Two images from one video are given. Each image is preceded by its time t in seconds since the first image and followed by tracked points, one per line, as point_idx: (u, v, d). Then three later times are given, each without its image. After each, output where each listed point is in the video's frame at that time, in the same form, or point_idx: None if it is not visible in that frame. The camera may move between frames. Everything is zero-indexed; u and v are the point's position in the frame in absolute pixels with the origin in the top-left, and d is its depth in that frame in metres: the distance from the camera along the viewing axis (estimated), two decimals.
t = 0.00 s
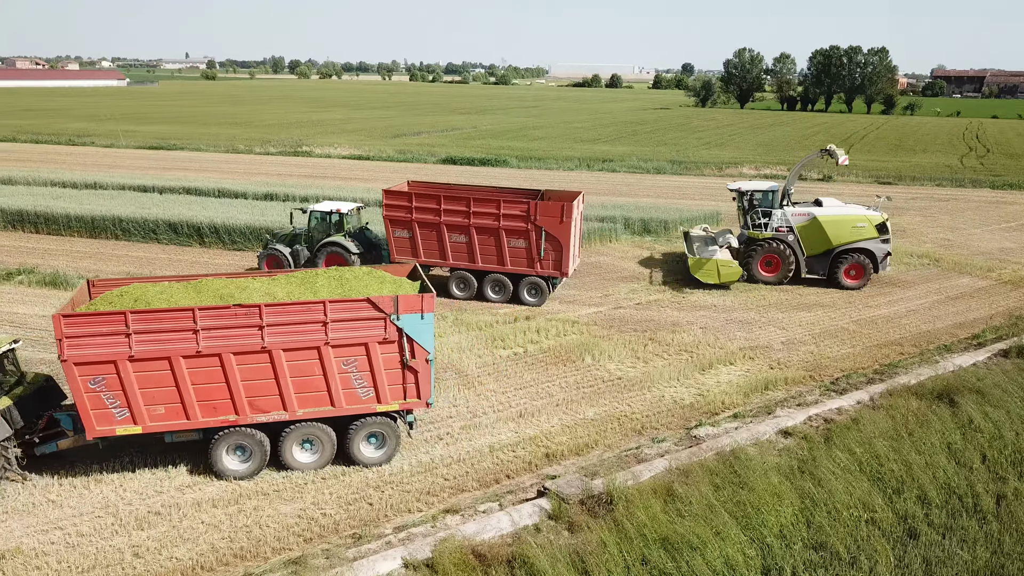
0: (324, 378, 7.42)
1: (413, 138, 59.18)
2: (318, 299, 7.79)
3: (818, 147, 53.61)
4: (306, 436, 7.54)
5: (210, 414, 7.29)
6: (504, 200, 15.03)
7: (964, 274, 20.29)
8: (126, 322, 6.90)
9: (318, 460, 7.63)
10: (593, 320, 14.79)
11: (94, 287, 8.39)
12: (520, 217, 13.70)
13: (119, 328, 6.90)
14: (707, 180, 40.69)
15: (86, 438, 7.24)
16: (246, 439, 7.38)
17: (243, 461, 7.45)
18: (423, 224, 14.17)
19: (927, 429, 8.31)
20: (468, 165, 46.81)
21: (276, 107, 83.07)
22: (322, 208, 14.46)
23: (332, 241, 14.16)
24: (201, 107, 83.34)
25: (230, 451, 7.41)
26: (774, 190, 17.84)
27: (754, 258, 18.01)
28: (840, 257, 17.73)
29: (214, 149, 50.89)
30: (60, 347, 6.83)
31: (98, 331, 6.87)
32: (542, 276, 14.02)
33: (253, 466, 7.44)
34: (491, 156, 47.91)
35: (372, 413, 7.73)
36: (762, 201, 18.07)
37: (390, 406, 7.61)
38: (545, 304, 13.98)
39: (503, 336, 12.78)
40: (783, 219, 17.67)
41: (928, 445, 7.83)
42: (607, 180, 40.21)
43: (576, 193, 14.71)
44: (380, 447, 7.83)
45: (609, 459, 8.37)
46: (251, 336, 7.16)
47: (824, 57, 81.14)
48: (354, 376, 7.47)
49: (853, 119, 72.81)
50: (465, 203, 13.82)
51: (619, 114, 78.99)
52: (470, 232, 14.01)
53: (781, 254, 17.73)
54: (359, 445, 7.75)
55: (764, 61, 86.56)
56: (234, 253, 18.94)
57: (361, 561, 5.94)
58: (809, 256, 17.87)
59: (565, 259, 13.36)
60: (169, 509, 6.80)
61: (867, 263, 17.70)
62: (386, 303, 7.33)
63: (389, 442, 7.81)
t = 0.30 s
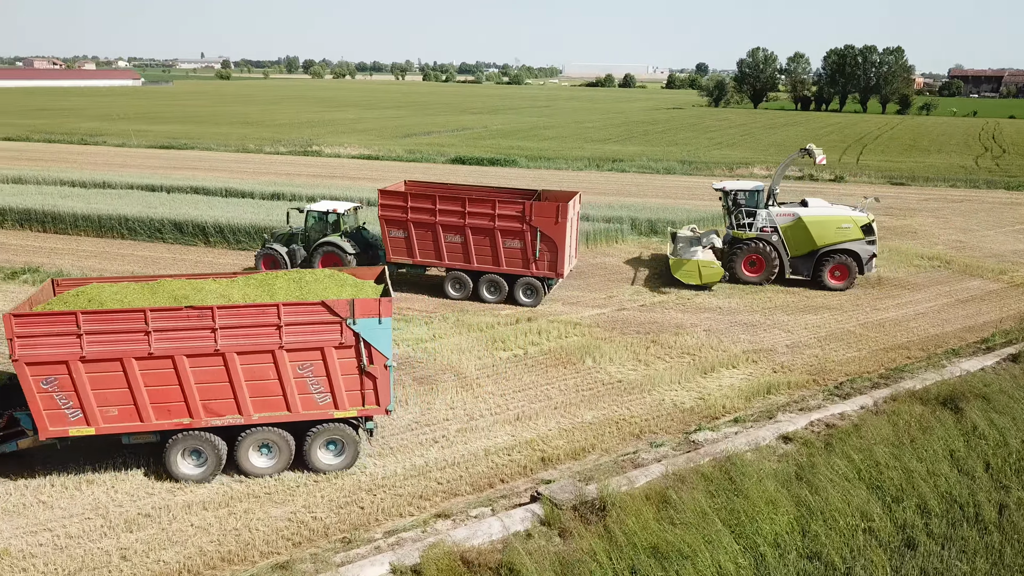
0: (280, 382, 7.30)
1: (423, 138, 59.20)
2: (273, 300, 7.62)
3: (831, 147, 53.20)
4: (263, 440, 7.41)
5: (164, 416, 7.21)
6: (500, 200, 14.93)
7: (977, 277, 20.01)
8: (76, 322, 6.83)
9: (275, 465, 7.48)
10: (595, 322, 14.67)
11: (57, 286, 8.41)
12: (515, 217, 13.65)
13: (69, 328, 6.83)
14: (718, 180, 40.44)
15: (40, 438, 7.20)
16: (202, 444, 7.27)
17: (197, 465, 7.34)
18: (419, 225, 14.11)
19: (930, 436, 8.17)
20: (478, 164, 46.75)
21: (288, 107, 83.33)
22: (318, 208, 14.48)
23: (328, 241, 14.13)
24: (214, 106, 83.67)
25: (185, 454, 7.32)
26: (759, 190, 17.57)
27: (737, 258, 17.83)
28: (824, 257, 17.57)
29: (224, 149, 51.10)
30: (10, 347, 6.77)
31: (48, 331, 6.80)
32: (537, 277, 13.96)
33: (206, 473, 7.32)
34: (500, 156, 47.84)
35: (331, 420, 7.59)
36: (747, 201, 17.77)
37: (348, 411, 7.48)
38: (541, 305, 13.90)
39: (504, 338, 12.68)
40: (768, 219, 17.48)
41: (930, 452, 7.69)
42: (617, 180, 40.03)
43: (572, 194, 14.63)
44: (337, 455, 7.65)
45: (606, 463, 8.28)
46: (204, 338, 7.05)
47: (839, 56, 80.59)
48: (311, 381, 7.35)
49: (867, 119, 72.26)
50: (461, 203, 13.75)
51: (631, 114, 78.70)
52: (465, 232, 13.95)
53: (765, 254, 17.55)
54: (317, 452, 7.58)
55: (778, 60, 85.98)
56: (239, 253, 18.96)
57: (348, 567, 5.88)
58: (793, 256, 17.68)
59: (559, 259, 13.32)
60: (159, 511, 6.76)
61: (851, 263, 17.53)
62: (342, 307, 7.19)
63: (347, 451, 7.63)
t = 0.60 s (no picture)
0: (234, 386, 7.16)
1: (434, 137, 59.20)
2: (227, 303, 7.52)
3: (846, 147, 52.70)
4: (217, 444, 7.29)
5: (118, 419, 7.11)
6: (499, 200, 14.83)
7: (992, 280, 19.68)
8: (28, 323, 6.77)
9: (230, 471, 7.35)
10: (599, 324, 14.53)
11: (23, 285, 8.45)
12: (514, 217, 13.56)
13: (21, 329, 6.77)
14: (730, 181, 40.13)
15: None
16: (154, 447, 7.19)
17: (153, 469, 7.24)
18: (418, 225, 14.06)
19: (936, 444, 7.99)
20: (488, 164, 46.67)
21: (302, 107, 83.58)
22: (318, 207, 14.47)
23: (327, 240, 14.07)
24: (229, 105, 84.03)
25: (141, 458, 7.22)
26: (746, 190, 17.35)
27: (722, 258, 17.68)
28: (811, 258, 17.36)
29: (236, 148, 51.30)
30: None
31: None
32: (536, 278, 13.86)
33: (159, 478, 7.22)
34: (511, 156, 47.72)
35: (287, 426, 7.43)
36: (734, 201, 17.57)
37: (304, 417, 7.31)
38: (540, 306, 13.80)
39: (506, 339, 12.60)
40: (754, 219, 17.30)
41: (935, 461, 7.52)
42: (628, 181, 39.81)
43: (573, 194, 14.52)
44: (296, 461, 7.49)
45: (604, 469, 8.16)
46: (157, 340, 6.94)
47: (856, 56, 79.88)
48: (266, 386, 7.20)
49: (884, 120, 71.54)
50: (460, 203, 13.68)
51: (644, 113, 78.32)
52: (464, 232, 13.88)
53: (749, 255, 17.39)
54: (274, 457, 7.44)
55: (794, 59, 85.28)
56: (244, 252, 18.97)
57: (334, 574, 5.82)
58: (779, 257, 17.50)
59: (558, 259, 13.24)
60: (149, 514, 6.72)
61: (838, 264, 17.32)
62: (295, 310, 7.02)
63: (305, 456, 7.45)
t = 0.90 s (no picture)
0: (184, 390, 7.07)
1: (446, 137, 59.13)
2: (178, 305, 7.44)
3: (863, 147, 52.13)
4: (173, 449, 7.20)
5: (68, 421, 7.05)
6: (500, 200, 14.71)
7: (1008, 285, 19.31)
8: None
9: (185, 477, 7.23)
10: (603, 327, 14.37)
11: None
12: (514, 218, 13.45)
13: None
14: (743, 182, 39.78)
15: None
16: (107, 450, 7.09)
17: (105, 472, 7.15)
18: (419, 226, 13.97)
19: (942, 455, 7.79)
20: (499, 164, 46.54)
21: (315, 106, 83.75)
22: (319, 207, 14.45)
23: (327, 241, 14.18)
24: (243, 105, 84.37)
25: (94, 460, 7.14)
26: (733, 190, 17.12)
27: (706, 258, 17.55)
28: (797, 259, 17.17)
29: (248, 147, 51.45)
30: None
31: None
32: (537, 280, 13.73)
33: (111, 482, 7.13)
34: (522, 156, 47.58)
35: (241, 432, 7.31)
36: (721, 202, 17.35)
37: (256, 423, 7.20)
38: (541, 308, 13.68)
39: (508, 342, 12.47)
40: (740, 220, 17.12)
41: (941, 473, 7.34)
42: (639, 181, 39.55)
43: (575, 194, 14.36)
44: (251, 468, 7.37)
45: (600, 477, 8.02)
46: (107, 343, 6.88)
47: (874, 55, 79.12)
48: (217, 391, 7.10)
49: (902, 120, 70.77)
50: (461, 204, 13.57)
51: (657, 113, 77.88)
52: (465, 233, 13.77)
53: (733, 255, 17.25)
54: (227, 463, 7.30)
55: (811, 59, 84.58)
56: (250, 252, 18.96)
57: None
58: (765, 258, 17.33)
59: (558, 260, 13.14)
60: (139, 518, 6.67)
61: (824, 267, 17.14)
62: (245, 314, 6.93)
63: (261, 463, 7.34)
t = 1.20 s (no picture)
0: (130, 395, 6.96)
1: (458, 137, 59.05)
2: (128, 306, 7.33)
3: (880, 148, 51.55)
4: (120, 454, 7.08)
5: (17, 422, 7.00)
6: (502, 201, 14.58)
7: None
8: None
9: (129, 484, 7.13)
10: (608, 331, 14.20)
11: None
12: (515, 219, 13.34)
13: None
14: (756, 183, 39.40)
15: None
16: (53, 453, 7.02)
17: (53, 475, 7.12)
18: (420, 227, 13.88)
19: (947, 467, 7.58)
20: (510, 164, 46.39)
21: (329, 105, 83.92)
22: (322, 207, 14.43)
23: (328, 241, 14.15)
24: (258, 104, 84.64)
25: (43, 463, 7.11)
26: (719, 190, 16.96)
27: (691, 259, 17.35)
28: (782, 261, 16.94)
29: (260, 147, 51.59)
30: None
31: None
32: (538, 282, 13.58)
33: (58, 485, 7.08)
34: (534, 156, 47.41)
35: (190, 438, 7.16)
36: (707, 202, 17.17)
37: (204, 429, 7.05)
38: (541, 311, 13.55)
39: (510, 345, 12.34)
40: (725, 222, 16.96)
41: (947, 486, 7.12)
42: (651, 182, 39.27)
43: (577, 196, 14.21)
44: (201, 475, 7.22)
45: (595, 486, 7.87)
46: (53, 345, 6.81)
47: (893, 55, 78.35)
48: (164, 396, 6.97)
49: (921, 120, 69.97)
50: (462, 205, 13.48)
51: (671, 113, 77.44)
52: (466, 235, 13.66)
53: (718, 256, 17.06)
54: (176, 469, 7.16)
55: (828, 59, 83.86)
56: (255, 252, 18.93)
57: None
58: (751, 260, 17.14)
59: (559, 262, 13.04)
60: (127, 523, 6.64)
61: (810, 269, 16.91)
62: (190, 318, 6.78)
63: (211, 471, 7.19)
